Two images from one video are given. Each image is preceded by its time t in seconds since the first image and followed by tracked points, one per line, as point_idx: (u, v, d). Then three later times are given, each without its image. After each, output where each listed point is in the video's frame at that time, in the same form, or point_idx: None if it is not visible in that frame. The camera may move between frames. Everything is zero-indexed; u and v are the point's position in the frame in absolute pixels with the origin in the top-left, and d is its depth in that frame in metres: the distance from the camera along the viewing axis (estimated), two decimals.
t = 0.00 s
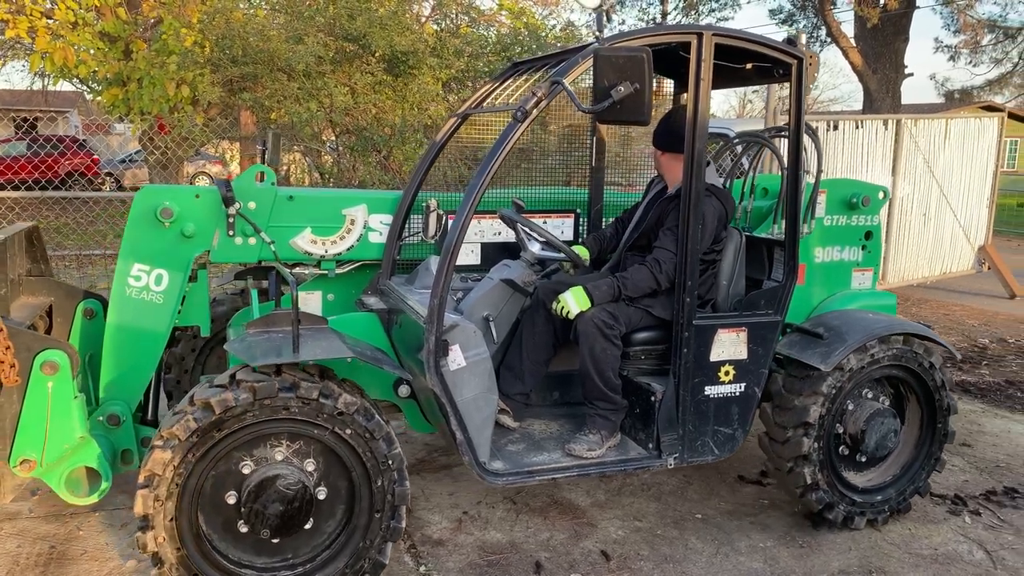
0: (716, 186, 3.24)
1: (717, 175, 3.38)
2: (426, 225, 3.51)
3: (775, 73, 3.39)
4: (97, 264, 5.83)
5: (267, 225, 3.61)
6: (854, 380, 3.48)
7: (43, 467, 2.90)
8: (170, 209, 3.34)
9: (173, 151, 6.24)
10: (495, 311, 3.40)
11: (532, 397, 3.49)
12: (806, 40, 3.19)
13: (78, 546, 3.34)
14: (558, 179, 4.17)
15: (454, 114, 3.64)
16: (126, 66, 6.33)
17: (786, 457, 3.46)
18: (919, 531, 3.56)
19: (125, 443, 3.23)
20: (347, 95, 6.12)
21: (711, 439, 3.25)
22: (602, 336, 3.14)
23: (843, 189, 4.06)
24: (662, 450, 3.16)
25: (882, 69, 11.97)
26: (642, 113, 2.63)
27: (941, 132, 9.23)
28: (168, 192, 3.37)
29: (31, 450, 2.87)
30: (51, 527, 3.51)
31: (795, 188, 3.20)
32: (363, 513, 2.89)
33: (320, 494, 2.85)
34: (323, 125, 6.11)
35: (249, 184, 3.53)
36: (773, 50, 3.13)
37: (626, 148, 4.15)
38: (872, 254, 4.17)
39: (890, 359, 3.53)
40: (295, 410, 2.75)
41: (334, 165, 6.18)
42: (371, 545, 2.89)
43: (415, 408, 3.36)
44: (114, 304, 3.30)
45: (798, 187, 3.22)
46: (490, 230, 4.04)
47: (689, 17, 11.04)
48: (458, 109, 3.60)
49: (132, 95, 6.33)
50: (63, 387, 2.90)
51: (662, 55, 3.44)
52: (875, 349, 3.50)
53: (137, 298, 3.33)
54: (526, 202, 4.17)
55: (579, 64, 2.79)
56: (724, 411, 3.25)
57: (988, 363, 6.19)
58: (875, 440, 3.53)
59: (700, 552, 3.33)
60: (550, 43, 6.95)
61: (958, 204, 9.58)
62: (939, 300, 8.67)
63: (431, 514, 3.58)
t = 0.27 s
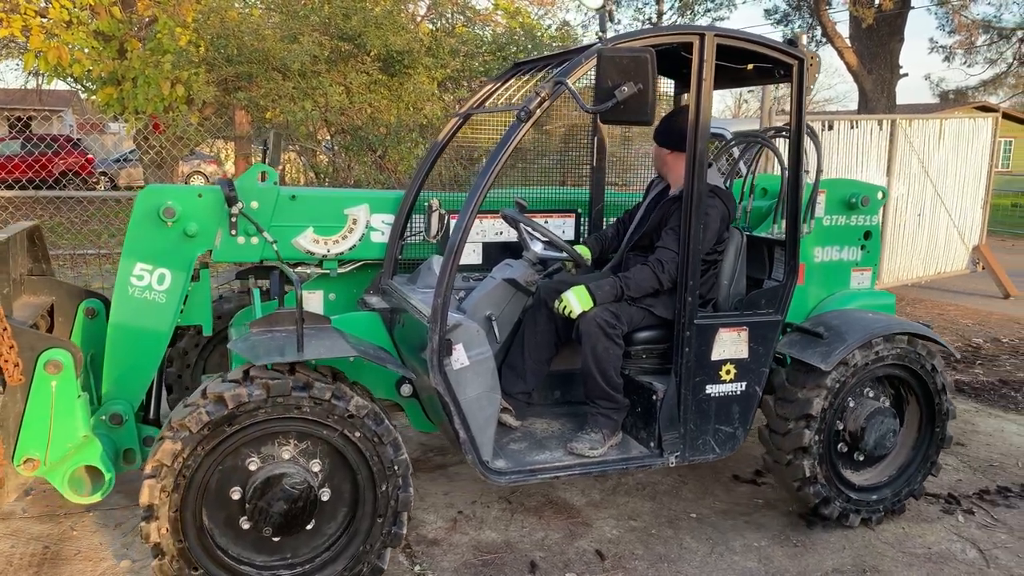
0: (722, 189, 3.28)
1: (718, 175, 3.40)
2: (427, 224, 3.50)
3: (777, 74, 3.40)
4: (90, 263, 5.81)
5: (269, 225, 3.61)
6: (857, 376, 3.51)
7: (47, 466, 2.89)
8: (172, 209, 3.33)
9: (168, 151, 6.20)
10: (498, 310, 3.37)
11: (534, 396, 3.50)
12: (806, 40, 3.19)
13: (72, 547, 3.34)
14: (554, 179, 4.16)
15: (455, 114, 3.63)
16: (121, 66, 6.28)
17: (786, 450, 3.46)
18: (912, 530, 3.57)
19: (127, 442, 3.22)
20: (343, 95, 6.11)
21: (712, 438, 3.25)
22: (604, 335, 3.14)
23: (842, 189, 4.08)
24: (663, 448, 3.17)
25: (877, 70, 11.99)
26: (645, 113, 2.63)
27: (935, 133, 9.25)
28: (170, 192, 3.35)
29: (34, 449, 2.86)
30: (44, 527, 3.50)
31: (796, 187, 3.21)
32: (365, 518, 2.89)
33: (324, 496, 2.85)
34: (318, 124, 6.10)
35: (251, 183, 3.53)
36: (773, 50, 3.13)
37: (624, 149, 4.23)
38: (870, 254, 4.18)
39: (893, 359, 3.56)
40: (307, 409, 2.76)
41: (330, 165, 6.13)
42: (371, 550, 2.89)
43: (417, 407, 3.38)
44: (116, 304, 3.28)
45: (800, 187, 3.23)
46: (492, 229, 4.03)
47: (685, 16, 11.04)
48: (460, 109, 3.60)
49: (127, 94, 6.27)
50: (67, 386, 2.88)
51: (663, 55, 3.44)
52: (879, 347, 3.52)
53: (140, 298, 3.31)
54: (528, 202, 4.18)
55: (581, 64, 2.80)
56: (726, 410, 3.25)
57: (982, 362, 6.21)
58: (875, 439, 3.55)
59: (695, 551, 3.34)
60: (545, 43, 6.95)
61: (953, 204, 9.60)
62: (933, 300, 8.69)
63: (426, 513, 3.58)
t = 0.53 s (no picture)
0: (724, 190, 3.31)
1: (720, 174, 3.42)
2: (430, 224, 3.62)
3: (778, 75, 3.42)
4: (85, 263, 5.80)
5: (272, 224, 3.58)
6: (861, 373, 3.52)
7: (51, 465, 2.88)
8: (176, 209, 3.30)
9: (163, 150, 6.15)
10: (500, 309, 3.41)
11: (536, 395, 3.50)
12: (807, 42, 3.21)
13: (67, 547, 3.33)
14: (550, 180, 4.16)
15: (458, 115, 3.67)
16: (116, 66, 6.31)
17: (786, 442, 3.48)
18: (907, 530, 3.58)
19: (131, 442, 3.24)
20: (339, 94, 6.11)
21: (714, 437, 3.26)
22: (606, 334, 3.15)
23: (842, 189, 4.08)
24: (665, 447, 3.18)
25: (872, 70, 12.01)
26: (649, 114, 2.64)
27: (930, 133, 9.28)
28: (173, 191, 3.33)
29: (39, 448, 2.85)
30: (39, 527, 3.49)
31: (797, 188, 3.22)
32: (367, 522, 2.89)
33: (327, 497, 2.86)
34: (314, 124, 6.10)
35: (254, 184, 3.50)
36: (774, 51, 3.14)
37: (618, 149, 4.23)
38: (870, 254, 4.19)
39: (897, 359, 3.58)
40: (319, 409, 2.77)
41: (325, 165, 6.23)
42: (370, 554, 2.89)
43: (419, 405, 3.38)
44: (120, 303, 3.27)
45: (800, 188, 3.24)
46: (494, 229, 4.02)
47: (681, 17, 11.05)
48: (462, 110, 3.62)
49: (122, 94, 6.32)
50: (71, 386, 2.88)
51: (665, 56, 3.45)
52: (884, 345, 3.54)
53: (143, 297, 3.30)
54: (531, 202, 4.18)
55: (585, 65, 2.81)
56: (727, 409, 3.26)
57: (976, 362, 6.23)
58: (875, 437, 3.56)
59: (690, 551, 3.34)
60: (541, 43, 6.95)
61: (947, 204, 9.63)
62: (928, 300, 8.71)
63: (421, 513, 3.58)
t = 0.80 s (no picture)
0: (727, 188, 3.26)
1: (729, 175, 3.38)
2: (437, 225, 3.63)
3: (783, 76, 3.41)
4: (83, 264, 5.80)
5: (279, 226, 3.56)
6: (870, 372, 3.53)
7: (61, 465, 2.87)
8: (184, 210, 3.31)
9: (162, 152, 6.19)
10: (508, 310, 3.39)
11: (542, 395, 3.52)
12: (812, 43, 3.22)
13: (66, 548, 3.33)
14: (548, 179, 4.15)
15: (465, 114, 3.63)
16: (115, 67, 6.33)
17: (792, 435, 3.50)
18: (905, 530, 3.58)
19: (139, 441, 3.28)
20: (337, 95, 6.11)
21: (720, 436, 3.26)
22: (613, 332, 3.16)
23: (844, 190, 4.12)
24: (672, 446, 3.18)
25: (871, 71, 12.02)
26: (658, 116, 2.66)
27: (929, 133, 9.28)
28: (182, 193, 3.34)
29: (49, 449, 2.84)
30: (38, 528, 3.49)
31: (803, 188, 3.22)
32: (373, 527, 2.90)
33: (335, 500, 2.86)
34: (313, 124, 6.10)
35: (261, 184, 3.50)
36: (780, 53, 3.15)
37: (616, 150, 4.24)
38: (874, 254, 4.19)
39: (905, 360, 3.59)
40: (336, 411, 2.78)
41: (324, 165, 6.25)
42: (374, 559, 2.90)
43: (426, 405, 3.38)
44: (127, 304, 3.29)
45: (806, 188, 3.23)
46: (500, 230, 4.03)
47: (680, 17, 11.06)
48: (467, 111, 3.60)
49: (121, 95, 6.30)
50: (81, 387, 2.87)
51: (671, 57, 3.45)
52: (894, 345, 3.55)
53: (151, 298, 3.31)
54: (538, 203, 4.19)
55: (593, 67, 2.82)
56: (733, 409, 3.26)
57: (975, 362, 6.23)
58: (879, 436, 3.56)
59: (689, 551, 3.34)
60: (540, 43, 6.94)
61: (946, 204, 9.63)
62: (927, 300, 8.71)
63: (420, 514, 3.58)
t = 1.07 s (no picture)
0: (738, 189, 3.26)
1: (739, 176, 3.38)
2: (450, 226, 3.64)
3: (793, 77, 3.41)
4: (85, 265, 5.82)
5: (292, 227, 3.60)
6: (882, 370, 3.54)
7: (76, 464, 2.87)
8: (197, 210, 3.33)
9: (165, 153, 6.21)
10: (519, 310, 3.42)
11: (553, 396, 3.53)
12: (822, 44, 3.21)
13: (70, 548, 3.34)
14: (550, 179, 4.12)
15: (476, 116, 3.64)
16: (119, 68, 6.31)
17: (802, 426, 3.50)
18: (908, 531, 3.58)
19: (152, 441, 3.25)
20: (340, 97, 6.13)
21: (731, 436, 3.26)
22: (624, 335, 3.15)
23: (852, 191, 4.09)
24: (683, 446, 3.19)
25: (874, 72, 12.02)
26: (670, 116, 2.67)
27: (932, 134, 9.27)
28: (195, 193, 3.36)
29: (65, 447, 2.84)
30: (43, 528, 3.51)
31: (812, 189, 3.21)
32: (383, 532, 2.91)
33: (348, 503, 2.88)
34: (315, 125, 6.11)
35: (274, 185, 3.54)
36: (790, 54, 3.14)
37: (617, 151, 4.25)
38: (881, 255, 4.18)
39: (918, 362, 3.60)
40: (358, 413, 2.80)
41: (327, 168, 6.30)
42: (381, 564, 2.89)
43: (437, 405, 3.39)
44: (141, 304, 3.28)
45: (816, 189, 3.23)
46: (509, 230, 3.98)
47: (682, 18, 11.06)
48: (479, 111, 3.59)
49: (125, 95, 6.33)
50: (97, 386, 2.88)
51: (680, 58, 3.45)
52: (908, 346, 3.57)
53: (165, 298, 3.31)
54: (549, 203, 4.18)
55: (606, 68, 2.83)
56: (743, 409, 3.26)
57: (978, 363, 6.22)
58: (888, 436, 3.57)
59: (691, 552, 3.34)
60: (542, 44, 6.94)
61: (949, 205, 9.62)
62: (929, 301, 8.70)
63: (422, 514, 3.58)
